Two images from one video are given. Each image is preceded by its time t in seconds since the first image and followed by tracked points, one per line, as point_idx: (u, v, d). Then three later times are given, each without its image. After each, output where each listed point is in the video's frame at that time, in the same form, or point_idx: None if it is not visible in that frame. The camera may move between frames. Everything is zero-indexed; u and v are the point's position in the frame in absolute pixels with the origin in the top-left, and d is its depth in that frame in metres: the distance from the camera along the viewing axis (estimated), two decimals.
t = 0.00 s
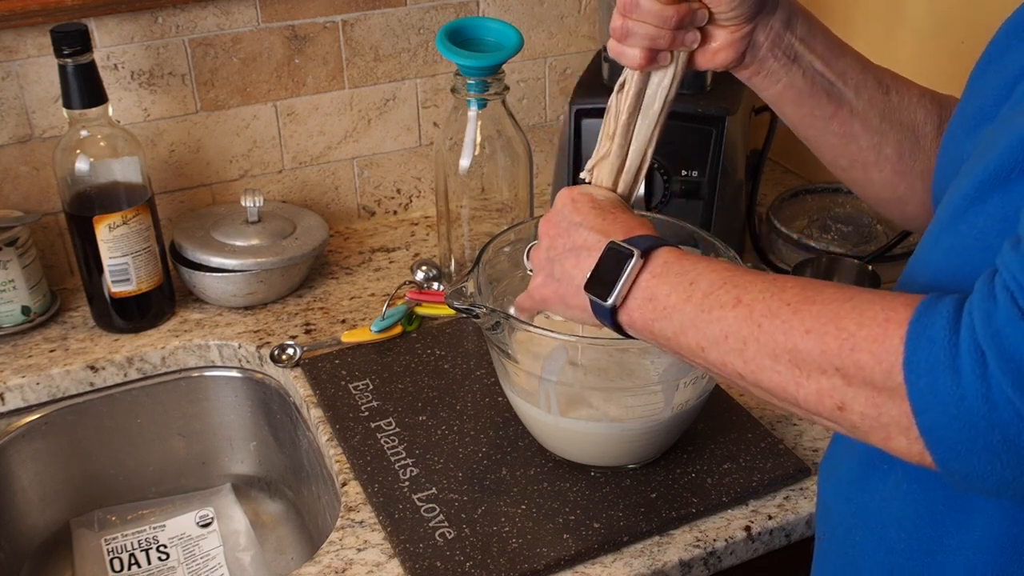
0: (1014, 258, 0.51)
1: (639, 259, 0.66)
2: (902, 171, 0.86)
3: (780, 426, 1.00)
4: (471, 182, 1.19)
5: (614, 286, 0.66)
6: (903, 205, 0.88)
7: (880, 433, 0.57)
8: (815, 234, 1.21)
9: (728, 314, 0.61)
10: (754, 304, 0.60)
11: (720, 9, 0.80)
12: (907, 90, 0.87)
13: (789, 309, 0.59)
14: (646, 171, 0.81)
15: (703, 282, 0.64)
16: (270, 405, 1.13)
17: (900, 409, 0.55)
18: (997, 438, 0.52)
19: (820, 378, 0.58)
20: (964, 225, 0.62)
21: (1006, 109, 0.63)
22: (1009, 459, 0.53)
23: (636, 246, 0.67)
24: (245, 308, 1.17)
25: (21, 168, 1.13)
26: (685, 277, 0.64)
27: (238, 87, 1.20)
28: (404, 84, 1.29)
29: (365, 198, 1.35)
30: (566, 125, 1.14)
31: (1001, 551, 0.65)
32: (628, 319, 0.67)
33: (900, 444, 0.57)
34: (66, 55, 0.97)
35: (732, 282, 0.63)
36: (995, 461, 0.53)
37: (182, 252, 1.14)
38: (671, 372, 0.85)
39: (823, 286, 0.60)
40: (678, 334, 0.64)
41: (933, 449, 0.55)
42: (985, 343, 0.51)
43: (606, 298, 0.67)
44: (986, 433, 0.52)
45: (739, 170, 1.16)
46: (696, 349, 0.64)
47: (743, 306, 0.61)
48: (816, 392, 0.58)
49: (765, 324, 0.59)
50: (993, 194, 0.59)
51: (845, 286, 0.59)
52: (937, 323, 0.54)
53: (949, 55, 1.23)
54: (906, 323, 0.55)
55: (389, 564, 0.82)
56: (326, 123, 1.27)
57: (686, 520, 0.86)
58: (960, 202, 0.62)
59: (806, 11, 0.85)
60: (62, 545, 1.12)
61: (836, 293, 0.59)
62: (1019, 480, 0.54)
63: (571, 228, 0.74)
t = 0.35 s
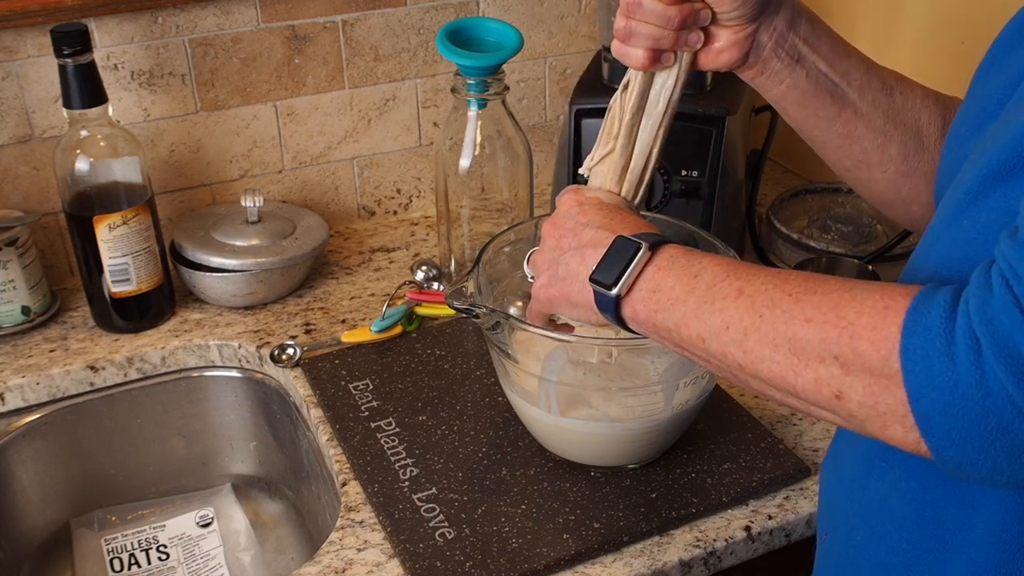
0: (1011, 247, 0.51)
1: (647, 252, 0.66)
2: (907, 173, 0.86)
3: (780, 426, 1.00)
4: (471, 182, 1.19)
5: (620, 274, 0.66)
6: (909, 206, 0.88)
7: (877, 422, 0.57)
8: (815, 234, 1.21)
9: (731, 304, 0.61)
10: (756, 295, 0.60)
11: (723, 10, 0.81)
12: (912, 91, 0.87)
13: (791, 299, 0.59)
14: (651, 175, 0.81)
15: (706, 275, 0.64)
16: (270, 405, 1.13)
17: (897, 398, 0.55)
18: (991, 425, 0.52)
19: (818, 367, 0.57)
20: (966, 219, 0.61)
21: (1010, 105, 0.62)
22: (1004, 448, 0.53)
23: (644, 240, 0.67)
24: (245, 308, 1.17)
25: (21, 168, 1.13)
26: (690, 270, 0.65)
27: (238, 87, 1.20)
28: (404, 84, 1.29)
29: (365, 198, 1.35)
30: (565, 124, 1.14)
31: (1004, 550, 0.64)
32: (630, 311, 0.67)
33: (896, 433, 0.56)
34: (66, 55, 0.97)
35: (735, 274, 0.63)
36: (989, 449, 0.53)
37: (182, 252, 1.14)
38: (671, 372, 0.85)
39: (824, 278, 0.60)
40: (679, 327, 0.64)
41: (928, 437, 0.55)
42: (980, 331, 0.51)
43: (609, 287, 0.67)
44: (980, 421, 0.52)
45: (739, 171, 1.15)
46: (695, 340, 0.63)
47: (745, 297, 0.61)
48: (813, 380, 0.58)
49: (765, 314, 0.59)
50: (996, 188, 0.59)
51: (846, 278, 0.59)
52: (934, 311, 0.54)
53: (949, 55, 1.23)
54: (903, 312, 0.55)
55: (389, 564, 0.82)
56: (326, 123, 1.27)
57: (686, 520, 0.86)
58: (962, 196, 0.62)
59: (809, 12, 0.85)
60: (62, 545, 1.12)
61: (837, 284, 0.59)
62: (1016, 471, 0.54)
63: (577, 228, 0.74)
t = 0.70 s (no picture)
0: (1014, 245, 0.51)
1: (647, 254, 0.66)
2: (910, 174, 0.87)
3: (780, 426, 1.00)
4: (471, 182, 1.19)
5: (620, 278, 0.66)
6: (911, 206, 0.88)
7: (878, 421, 0.57)
8: (815, 233, 1.21)
9: (732, 306, 0.61)
10: (757, 296, 0.60)
11: (727, 8, 0.80)
12: (916, 92, 0.87)
13: (791, 299, 0.59)
14: (656, 175, 0.81)
15: (707, 276, 0.64)
16: (270, 405, 1.13)
17: (898, 396, 0.55)
18: (991, 422, 0.52)
19: (820, 366, 0.57)
20: (970, 220, 0.61)
21: (1012, 106, 0.62)
22: (1004, 445, 0.53)
23: (644, 243, 0.67)
24: (245, 308, 1.17)
25: (21, 168, 1.13)
26: (690, 272, 0.65)
27: (238, 87, 1.20)
28: (404, 84, 1.29)
29: (365, 198, 1.35)
30: (565, 125, 1.14)
31: (1005, 550, 0.64)
32: (632, 313, 0.67)
33: (897, 432, 0.56)
34: (66, 55, 0.97)
35: (736, 275, 0.63)
36: (990, 446, 0.53)
37: (181, 252, 1.14)
38: (671, 372, 0.86)
39: (825, 277, 0.60)
40: (681, 329, 0.64)
41: (929, 434, 0.55)
42: (982, 329, 0.51)
43: (611, 291, 0.67)
44: (981, 418, 0.52)
45: (738, 170, 1.16)
46: (697, 343, 0.63)
47: (746, 299, 0.61)
48: (815, 380, 0.58)
49: (767, 315, 0.59)
50: (1000, 189, 0.59)
51: (846, 277, 0.59)
52: (936, 309, 0.54)
53: (948, 55, 1.23)
54: (905, 310, 0.55)
55: (389, 564, 0.82)
56: (326, 123, 1.27)
57: (686, 520, 0.86)
58: (965, 197, 0.61)
59: (813, 11, 0.85)
60: (62, 545, 1.12)
61: (838, 283, 0.59)
62: (1016, 468, 0.54)
63: (578, 229, 0.74)
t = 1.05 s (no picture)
0: (1014, 245, 0.51)
1: (648, 259, 0.66)
2: (912, 174, 0.87)
3: (780, 426, 1.00)
4: (471, 183, 1.19)
5: (622, 283, 0.66)
6: (913, 206, 0.88)
7: (879, 422, 0.57)
8: (816, 234, 1.21)
9: (733, 310, 0.61)
10: (758, 300, 0.60)
11: (732, 4, 0.80)
12: (918, 92, 0.87)
13: (792, 302, 0.59)
14: (657, 176, 0.80)
15: (708, 280, 0.64)
16: (270, 405, 1.13)
17: (899, 397, 0.55)
18: (991, 422, 0.52)
19: (821, 369, 0.57)
20: (972, 221, 0.61)
21: (1014, 107, 0.62)
22: (1004, 445, 0.53)
23: (645, 248, 0.67)
24: (245, 308, 1.17)
25: (21, 168, 1.13)
26: (691, 277, 0.64)
27: (238, 87, 1.20)
28: (404, 84, 1.29)
29: (365, 199, 1.35)
30: (565, 125, 1.14)
31: (1006, 550, 0.64)
32: (634, 319, 0.67)
33: (898, 433, 0.56)
34: (66, 55, 0.97)
35: (736, 279, 0.63)
36: (991, 446, 0.53)
37: (182, 252, 1.14)
38: (671, 372, 0.86)
39: (824, 280, 0.60)
40: (682, 333, 0.64)
41: (929, 435, 0.55)
42: (982, 329, 0.51)
43: (612, 297, 0.67)
44: (981, 418, 0.52)
45: (738, 171, 1.16)
46: (698, 345, 0.63)
47: (747, 302, 0.61)
48: (817, 382, 0.58)
49: (769, 318, 0.59)
50: (1002, 190, 0.59)
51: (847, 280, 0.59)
52: (937, 309, 0.54)
53: (948, 55, 1.23)
54: (906, 312, 0.55)
55: (389, 564, 0.82)
56: (326, 123, 1.27)
57: (686, 520, 0.86)
58: (966, 198, 0.61)
59: (817, 9, 0.85)
60: (62, 546, 1.12)
61: (839, 285, 0.59)
62: (1017, 468, 0.54)
63: (578, 234, 0.74)
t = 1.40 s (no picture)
0: (1007, 242, 0.51)
1: (642, 256, 0.66)
2: (913, 172, 0.87)
3: (780, 426, 1.00)
4: (472, 182, 1.19)
5: (616, 281, 0.66)
6: (913, 203, 0.88)
7: (873, 418, 0.57)
8: (816, 234, 1.21)
9: (727, 307, 0.61)
10: (753, 297, 0.60)
11: None
12: (919, 90, 0.87)
13: (787, 299, 0.59)
14: (659, 174, 0.80)
15: (703, 278, 0.64)
16: (270, 405, 1.13)
17: (892, 393, 0.55)
18: (984, 417, 0.52)
19: (815, 365, 0.57)
20: (969, 219, 0.61)
21: (1013, 107, 0.62)
22: (996, 440, 0.53)
23: (638, 245, 0.67)
24: (245, 308, 1.17)
25: (21, 168, 1.13)
26: (687, 274, 0.64)
27: (238, 87, 1.20)
28: (404, 84, 1.29)
29: (365, 199, 1.35)
30: (565, 125, 1.14)
31: (1004, 550, 0.64)
32: (629, 316, 0.67)
33: (892, 429, 0.56)
34: (66, 55, 0.97)
35: (731, 277, 0.63)
36: (983, 442, 0.53)
37: (182, 252, 1.14)
38: (671, 372, 0.86)
39: (820, 278, 0.60)
40: (678, 331, 0.64)
41: (922, 431, 0.55)
42: (974, 324, 0.51)
43: (606, 294, 0.67)
44: (974, 413, 0.52)
45: (738, 170, 1.16)
46: (695, 344, 0.63)
47: (742, 299, 0.61)
48: (811, 379, 0.57)
49: (763, 314, 0.59)
50: (999, 189, 0.59)
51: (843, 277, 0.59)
52: (931, 304, 0.54)
53: (948, 55, 1.23)
54: (901, 307, 0.55)
55: (389, 564, 0.82)
56: (326, 123, 1.27)
57: (686, 520, 0.86)
58: (964, 197, 0.61)
59: (819, 6, 0.85)
60: (62, 545, 1.12)
61: (834, 282, 0.59)
62: (1010, 464, 0.54)
63: (575, 235, 0.74)
